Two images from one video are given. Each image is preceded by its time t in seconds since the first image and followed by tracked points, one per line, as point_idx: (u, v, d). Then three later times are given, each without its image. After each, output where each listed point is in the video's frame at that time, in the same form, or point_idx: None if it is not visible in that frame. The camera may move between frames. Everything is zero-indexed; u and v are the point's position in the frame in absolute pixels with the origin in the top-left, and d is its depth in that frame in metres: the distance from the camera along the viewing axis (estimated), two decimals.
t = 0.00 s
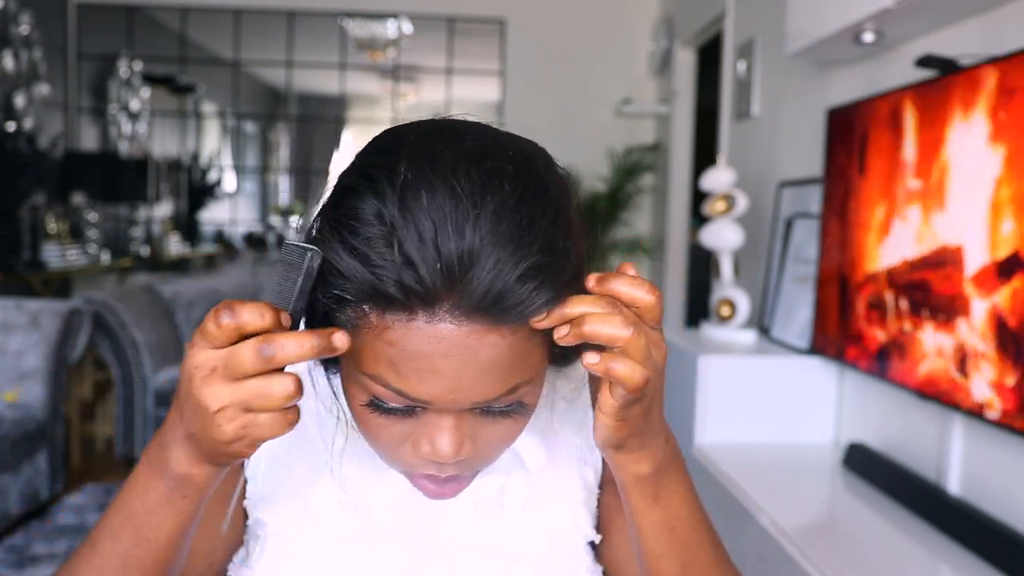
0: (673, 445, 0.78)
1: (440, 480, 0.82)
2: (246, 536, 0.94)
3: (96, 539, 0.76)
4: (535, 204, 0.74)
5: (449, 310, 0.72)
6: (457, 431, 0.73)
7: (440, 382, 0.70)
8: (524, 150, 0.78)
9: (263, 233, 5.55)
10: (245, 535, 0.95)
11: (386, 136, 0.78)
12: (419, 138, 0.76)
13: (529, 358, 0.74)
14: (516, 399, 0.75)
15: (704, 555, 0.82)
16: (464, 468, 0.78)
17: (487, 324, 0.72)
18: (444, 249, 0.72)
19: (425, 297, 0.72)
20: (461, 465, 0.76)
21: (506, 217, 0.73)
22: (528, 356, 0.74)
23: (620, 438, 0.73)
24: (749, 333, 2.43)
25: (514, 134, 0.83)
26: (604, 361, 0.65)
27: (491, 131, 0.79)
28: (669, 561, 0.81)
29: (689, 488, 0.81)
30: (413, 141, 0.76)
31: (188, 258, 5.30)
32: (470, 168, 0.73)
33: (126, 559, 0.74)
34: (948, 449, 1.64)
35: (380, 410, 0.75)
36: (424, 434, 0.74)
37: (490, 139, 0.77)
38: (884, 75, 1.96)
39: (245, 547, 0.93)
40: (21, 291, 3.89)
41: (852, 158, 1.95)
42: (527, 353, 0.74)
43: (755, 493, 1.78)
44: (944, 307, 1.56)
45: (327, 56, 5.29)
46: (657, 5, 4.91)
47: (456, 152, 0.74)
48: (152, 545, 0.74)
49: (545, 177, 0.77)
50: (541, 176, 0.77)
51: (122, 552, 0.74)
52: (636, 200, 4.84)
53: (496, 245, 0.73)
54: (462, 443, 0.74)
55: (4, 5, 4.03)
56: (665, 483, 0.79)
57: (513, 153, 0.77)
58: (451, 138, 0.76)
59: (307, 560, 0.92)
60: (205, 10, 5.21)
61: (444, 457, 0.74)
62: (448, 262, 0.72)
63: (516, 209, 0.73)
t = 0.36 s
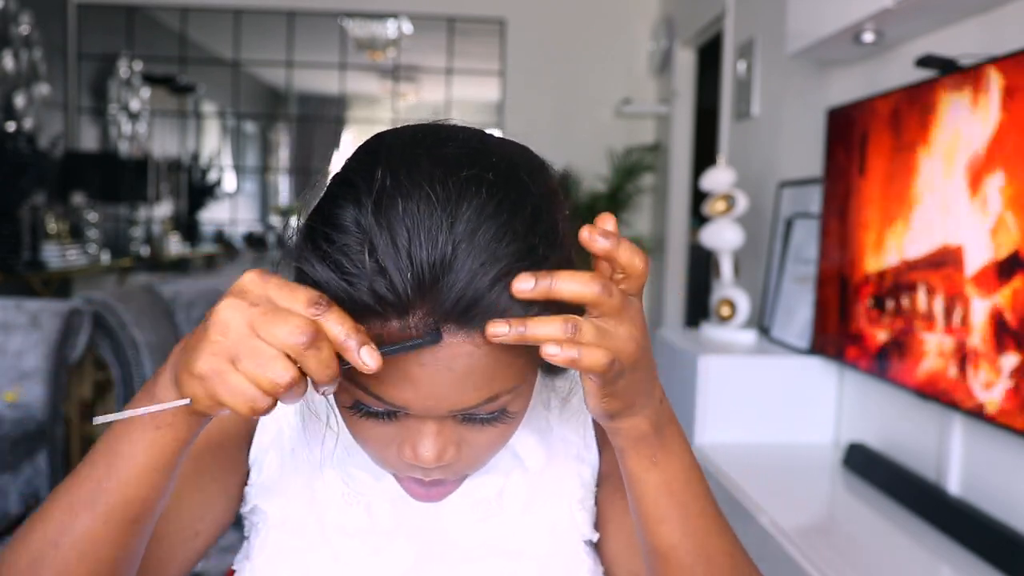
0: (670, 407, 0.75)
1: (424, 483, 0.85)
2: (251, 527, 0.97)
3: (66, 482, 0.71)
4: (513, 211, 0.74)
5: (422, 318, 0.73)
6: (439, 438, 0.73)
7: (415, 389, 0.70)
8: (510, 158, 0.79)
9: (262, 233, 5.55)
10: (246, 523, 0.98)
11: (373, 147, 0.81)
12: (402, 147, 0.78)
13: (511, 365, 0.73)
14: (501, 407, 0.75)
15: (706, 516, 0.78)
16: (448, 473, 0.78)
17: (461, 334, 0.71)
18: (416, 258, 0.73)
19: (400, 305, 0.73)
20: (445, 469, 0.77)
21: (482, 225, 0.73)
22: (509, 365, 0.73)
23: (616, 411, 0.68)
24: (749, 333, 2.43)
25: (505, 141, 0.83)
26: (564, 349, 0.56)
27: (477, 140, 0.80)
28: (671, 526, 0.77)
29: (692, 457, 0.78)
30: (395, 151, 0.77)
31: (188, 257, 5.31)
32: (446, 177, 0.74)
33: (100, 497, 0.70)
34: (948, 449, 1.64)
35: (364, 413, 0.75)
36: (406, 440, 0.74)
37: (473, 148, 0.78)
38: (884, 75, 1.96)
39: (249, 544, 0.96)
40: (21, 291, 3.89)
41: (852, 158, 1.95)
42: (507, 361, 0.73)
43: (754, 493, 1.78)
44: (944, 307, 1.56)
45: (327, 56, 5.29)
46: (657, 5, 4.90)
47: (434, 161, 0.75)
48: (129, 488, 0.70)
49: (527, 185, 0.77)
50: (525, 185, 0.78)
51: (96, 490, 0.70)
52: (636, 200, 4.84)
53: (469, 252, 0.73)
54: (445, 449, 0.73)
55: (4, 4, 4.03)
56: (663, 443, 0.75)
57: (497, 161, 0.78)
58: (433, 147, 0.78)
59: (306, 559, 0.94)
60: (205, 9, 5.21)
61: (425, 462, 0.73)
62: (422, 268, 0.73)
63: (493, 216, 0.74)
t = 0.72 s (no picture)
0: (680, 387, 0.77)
1: (428, 476, 0.86)
2: (256, 520, 0.97)
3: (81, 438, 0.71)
4: (514, 200, 0.74)
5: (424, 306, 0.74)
6: (440, 427, 0.74)
7: (416, 380, 0.71)
8: (512, 149, 0.79)
9: (262, 233, 5.54)
10: (251, 515, 0.98)
11: (379, 138, 0.81)
12: (405, 137, 0.78)
13: (510, 356, 0.74)
14: (505, 398, 0.76)
15: (716, 497, 0.78)
16: (450, 464, 0.79)
17: (461, 324, 0.71)
18: (417, 245, 0.73)
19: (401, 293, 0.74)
20: (446, 460, 0.78)
21: (483, 213, 0.73)
22: (508, 358, 0.74)
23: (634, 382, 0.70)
24: (749, 333, 2.43)
25: (509, 134, 0.83)
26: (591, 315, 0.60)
27: (481, 132, 0.80)
28: (682, 504, 0.77)
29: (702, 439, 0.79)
30: (399, 142, 0.78)
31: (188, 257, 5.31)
32: (448, 166, 0.74)
33: (119, 455, 0.70)
34: (948, 450, 1.64)
35: (367, 402, 0.76)
36: (408, 429, 0.75)
37: (476, 138, 0.78)
38: (884, 75, 1.96)
39: (255, 538, 0.96)
40: (21, 291, 3.90)
41: (852, 158, 1.95)
42: (505, 353, 0.73)
43: (754, 493, 1.78)
44: (944, 307, 1.56)
45: (327, 56, 5.29)
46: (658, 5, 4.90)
47: (436, 151, 0.76)
48: (150, 446, 0.70)
49: (529, 175, 0.77)
50: (527, 174, 0.77)
51: (116, 447, 0.70)
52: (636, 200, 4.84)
53: (469, 241, 0.73)
54: (445, 439, 0.75)
55: (4, 4, 4.03)
56: (673, 419, 0.76)
57: (500, 151, 0.78)
58: (437, 138, 0.78)
59: (313, 553, 0.94)
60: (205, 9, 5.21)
61: (427, 452, 0.75)
62: (423, 256, 0.73)
63: (494, 204, 0.73)
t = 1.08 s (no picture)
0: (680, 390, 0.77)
1: (419, 472, 0.86)
2: (255, 519, 0.97)
3: (71, 445, 0.71)
4: (504, 198, 0.75)
5: (412, 302, 0.74)
6: (431, 423, 0.74)
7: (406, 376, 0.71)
8: (505, 148, 0.79)
9: (263, 233, 5.54)
10: (250, 514, 0.98)
11: (372, 134, 0.81)
12: (398, 134, 0.78)
13: (501, 354, 0.74)
14: (495, 395, 0.77)
15: (716, 502, 0.78)
16: (442, 461, 0.79)
17: (448, 320, 0.74)
18: (408, 242, 0.74)
19: (391, 288, 0.74)
20: (438, 456, 0.78)
21: (473, 211, 0.73)
22: (498, 354, 0.74)
23: (626, 392, 0.71)
24: (749, 333, 2.43)
25: (502, 132, 0.83)
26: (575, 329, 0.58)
27: (473, 129, 0.80)
28: (679, 508, 0.76)
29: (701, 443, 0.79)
30: (392, 137, 0.78)
31: (186, 257, 5.31)
32: (440, 163, 0.75)
33: (106, 459, 0.70)
34: (948, 450, 1.64)
35: (361, 397, 0.76)
36: (401, 425, 0.75)
37: (469, 137, 0.78)
38: (884, 75, 1.96)
39: (254, 537, 0.96)
40: (21, 291, 3.90)
41: (852, 159, 1.95)
42: (496, 350, 0.74)
43: (754, 493, 1.78)
44: (944, 306, 1.56)
45: (327, 56, 5.28)
46: (658, 5, 4.90)
47: (428, 148, 0.76)
48: (136, 451, 0.70)
49: (522, 174, 0.78)
50: (518, 173, 0.78)
51: (103, 451, 0.70)
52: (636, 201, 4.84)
53: (458, 238, 0.73)
54: (436, 436, 0.75)
55: (3, 4, 4.03)
56: (673, 423, 0.76)
57: (492, 150, 0.78)
58: (429, 135, 0.78)
59: (312, 550, 0.94)
60: (204, 9, 5.19)
61: (417, 448, 0.75)
62: (413, 253, 0.73)
63: (485, 202, 0.74)
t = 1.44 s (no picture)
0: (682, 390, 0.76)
1: (418, 472, 0.87)
2: (258, 518, 0.98)
3: (85, 428, 0.71)
4: (506, 202, 0.74)
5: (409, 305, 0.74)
6: (429, 425, 0.74)
7: (403, 378, 0.71)
8: (509, 150, 0.79)
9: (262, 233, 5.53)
10: (253, 514, 0.99)
11: (376, 133, 0.82)
12: (402, 135, 0.78)
13: (500, 358, 0.74)
14: (493, 399, 0.77)
15: (719, 504, 0.78)
16: (440, 462, 0.79)
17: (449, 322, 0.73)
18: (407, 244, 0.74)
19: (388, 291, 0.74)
20: (436, 457, 0.78)
21: (474, 213, 0.73)
22: (496, 358, 0.74)
23: (626, 392, 0.70)
24: (749, 333, 2.43)
25: (507, 134, 0.83)
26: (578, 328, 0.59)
27: (477, 130, 0.80)
28: (681, 511, 0.76)
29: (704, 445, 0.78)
30: (395, 138, 0.78)
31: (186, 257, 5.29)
32: (442, 165, 0.75)
33: (123, 445, 0.70)
34: (948, 450, 1.64)
35: (359, 397, 0.77)
36: (399, 425, 0.75)
37: (473, 139, 0.78)
38: (883, 75, 1.96)
39: (258, 536, 0.96)
40: (21, 291, 3.91)
41: (852, 158, 1.95)
42: (492, 355, 0.73)
43: (754, 494, 1.77)
44: (944, 306, 1.56)
45: (327, 56, 5.27)
46: (658, 5, 4.90)
47: (431, 150, 0.76)
48: (154, 438, 0.70)
49: (525, 177, 0.77)
50: (521, 176, 0.77)
51: (121, 436, 0.70)
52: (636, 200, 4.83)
53: (458, 242, 0.73)
54: (434, 437, 0.75)
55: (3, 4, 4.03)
56: (675, 426, 0.76)
57: (495, 153, 0.78)
58: (433, 136, 0.78)
59: (315, 550, 0.94)
60: (204, 9, 5.19)
61: (415, 449, 0.75)
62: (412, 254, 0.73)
63: (486, 205, 0.74)
